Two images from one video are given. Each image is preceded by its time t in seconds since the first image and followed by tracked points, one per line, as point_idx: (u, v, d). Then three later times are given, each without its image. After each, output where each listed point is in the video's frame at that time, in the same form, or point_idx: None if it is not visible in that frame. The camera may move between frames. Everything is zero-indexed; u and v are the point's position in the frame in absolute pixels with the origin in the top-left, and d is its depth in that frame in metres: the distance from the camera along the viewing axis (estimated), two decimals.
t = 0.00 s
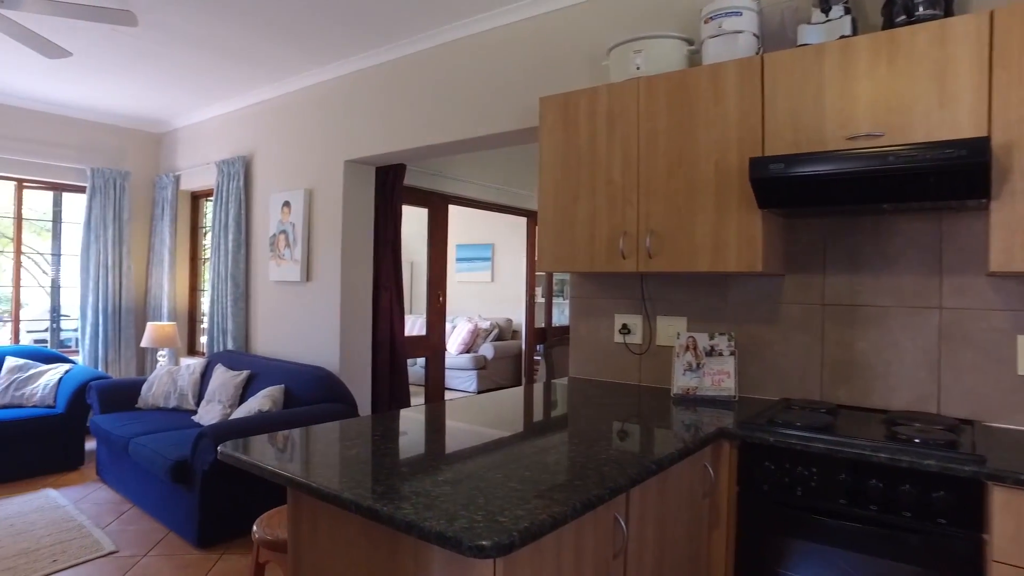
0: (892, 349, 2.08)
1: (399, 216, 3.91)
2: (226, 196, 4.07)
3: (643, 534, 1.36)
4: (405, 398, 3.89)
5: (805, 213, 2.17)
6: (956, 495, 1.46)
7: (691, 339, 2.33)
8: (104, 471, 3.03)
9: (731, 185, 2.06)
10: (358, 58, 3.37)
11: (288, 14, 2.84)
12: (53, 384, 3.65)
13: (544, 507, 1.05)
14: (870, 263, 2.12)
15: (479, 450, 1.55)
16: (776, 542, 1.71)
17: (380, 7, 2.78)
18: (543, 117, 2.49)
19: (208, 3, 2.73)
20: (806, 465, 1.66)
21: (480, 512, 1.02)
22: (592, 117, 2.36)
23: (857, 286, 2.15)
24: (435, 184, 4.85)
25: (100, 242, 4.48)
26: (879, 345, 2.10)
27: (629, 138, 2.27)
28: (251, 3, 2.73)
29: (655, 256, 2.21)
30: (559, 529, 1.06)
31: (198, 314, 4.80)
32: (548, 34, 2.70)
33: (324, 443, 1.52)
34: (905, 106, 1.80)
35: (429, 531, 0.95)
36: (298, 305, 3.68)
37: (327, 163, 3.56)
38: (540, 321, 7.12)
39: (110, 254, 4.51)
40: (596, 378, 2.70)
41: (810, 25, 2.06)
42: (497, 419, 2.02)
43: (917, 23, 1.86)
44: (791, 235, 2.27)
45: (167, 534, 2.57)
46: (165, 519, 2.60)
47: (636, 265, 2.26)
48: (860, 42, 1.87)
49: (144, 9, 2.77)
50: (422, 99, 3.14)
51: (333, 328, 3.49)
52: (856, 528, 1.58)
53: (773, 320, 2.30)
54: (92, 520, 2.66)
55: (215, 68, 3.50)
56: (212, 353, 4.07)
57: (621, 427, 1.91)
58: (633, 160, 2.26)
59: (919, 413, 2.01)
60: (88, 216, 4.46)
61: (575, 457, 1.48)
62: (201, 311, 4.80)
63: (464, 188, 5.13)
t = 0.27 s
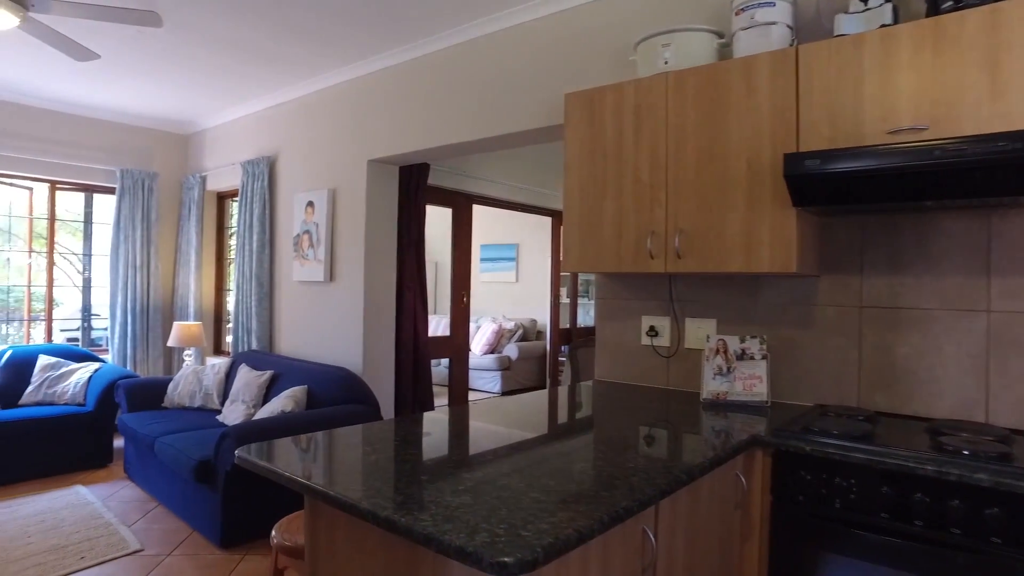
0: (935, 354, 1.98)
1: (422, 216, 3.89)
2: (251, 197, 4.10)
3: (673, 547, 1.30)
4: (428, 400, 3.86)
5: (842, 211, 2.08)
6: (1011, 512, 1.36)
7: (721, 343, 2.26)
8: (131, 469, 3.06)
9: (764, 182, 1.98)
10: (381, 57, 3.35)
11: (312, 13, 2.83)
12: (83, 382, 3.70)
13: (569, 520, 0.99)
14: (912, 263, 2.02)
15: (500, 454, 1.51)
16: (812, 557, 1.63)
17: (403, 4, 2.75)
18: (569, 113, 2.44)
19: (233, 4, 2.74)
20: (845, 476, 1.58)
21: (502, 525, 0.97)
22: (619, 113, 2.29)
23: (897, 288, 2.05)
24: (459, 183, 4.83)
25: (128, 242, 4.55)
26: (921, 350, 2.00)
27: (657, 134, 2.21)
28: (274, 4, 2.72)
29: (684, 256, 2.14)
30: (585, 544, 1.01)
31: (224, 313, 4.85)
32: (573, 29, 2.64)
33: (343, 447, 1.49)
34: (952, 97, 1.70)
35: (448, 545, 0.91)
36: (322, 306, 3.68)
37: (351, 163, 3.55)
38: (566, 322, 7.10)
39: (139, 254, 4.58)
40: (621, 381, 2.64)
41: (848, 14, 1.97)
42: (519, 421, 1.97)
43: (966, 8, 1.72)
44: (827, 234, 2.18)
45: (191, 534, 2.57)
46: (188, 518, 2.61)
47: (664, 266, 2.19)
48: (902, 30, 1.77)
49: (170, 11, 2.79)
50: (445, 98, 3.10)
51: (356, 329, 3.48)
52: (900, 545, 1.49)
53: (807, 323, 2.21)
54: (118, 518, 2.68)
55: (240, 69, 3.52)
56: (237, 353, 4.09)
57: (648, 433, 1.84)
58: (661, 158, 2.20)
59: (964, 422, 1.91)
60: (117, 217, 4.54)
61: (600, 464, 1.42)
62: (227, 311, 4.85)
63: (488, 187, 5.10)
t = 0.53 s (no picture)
0: (986, 361, 1.87)
1: (448, 216, 3.86)
2: (278, 197, 4.12)
3: (706, 565, 1.24)
4: (454, 402, 3.84)
5: (884, 210, 1.98)
6: None
7: (755, 347, 2.17)
8: (159, 467, 3.09)
9: (801, 180, 1.89)
10: (407, 55, 3.33)
11: (337, 13, 2.82)
12: (115, 381, 3.77)
13: (596, 537, 0.94)
14: (960, 265, 1.91)
15: (523, 461, 1.46)
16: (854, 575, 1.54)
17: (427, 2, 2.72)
18: (596, 111, 2.37)
19: (259, 5, 2.74)
20: (891, 491, 1.49)
21: (525, 542, 0.92)
22: (648, 109, 2.22)
23: (944, 291, 1.94)
24: (485, 183, 4.80)
25: (158, 243, 4.63)
26: (970, 356, 1.89)
27: (688, 131, 2.13)
28: (299, 3, 2.72)
29: (717, 257, 2.06)
30: (613, 564, 0.95)
31: (251, 313, 4.92)
32: (601, 25, 2.58)
33: (362, 453, 1.46)
34: (1006, 89, 1.59)
35: (469, 564, 0.86)
36: (348, 306, 3.68)
37: (377, 163, 3.55)
38: (593, 323, 7.00)
39: (168, 255, 4.65)
40: (649, 386, 2.57)
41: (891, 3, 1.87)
42: (544, 426, 1.92)
43: None
44: (867, 234, 2.08)
45: (216, 535, 2.57)
46: (215, 518, 2.61)
47: (695, 267, 2.11)
48: (952, 18, 1.67)
49: (198, 13, 2.81)
50: (471, 96, 3.07)
51: (381, 330, 3.47)
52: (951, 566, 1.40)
53: (846, 327, 2.12)
54: (146, 516, 2.70)
55: (267, 70, 3.54)
56: (263, 353, 4.12)
57: (678, 440, 1.77)
58: (692, 155, 2.12)
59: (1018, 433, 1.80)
60: (148, 218, 4.61)
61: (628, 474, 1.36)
62: (254, 310, 4.90)
63: (514, 187, 5.06)
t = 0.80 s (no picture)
0: None
1: (473, 216, 3.83)
2: (303, 197, 4.14)
3: None
4: (478, 403, 3.80)
5: (928, 208, 1.88)
6: None
7: (789, 351, 2.09)
8: (186, 466, 3.11)
9: (838, 176, 1.81)
10: (432, 53, 3.31)
11: (361, 12, 2.81)
12: (143, 380, 3.83)
13: (623, 554, 0.89)
14: (1009, 265, 1.81)
15: (546, 467, 1.41)
16: None
17: None
18: (623, 107, 2.31)
19: (284, 5, 2.74)
20: (938, 505, 1.40)
21: (548, 558, 0.87)
22: (677, 105, 2.16)
23: (992, 292, 1.84)
24: (511, 182, 4.77)
25: (186, 243, 4.69)
26: (1021, 362, 1.79)
27: (719, 126, 2.06)
28: (323, 3, 2.71)
29: (749, 257, 1.99)
30: None
31: (277, 312, 4.96)
32: (627, 19, 2.52)
33: (380, 457, 1.43)
34: None
35: None
36: (373, 307, 3.68)
37: (401, 163, 3.53)
38: (619, 324, 6.88)
39: (196, 255, 4.72)
40: (676, 390, 2.50)
41: None
42: (567, 430, 1.87)
43: None
44: (909, 233, 1.99)
45: (241, 534, 2.58)
46: (239, 518, 2.62)
47: (725, 267, 2.04)
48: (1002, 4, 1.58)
49: (224, 14, 2.82)
50: (496, 93, 3.03)
51: (405, 330, 3.46)
52: None
53: (885, 330, 2.02)
54: (172, 515, 2.72)
55: (292, 71, 3.56)
56: (289, 353, 4.14)
57: (708, 446, 1.71)
58: (723, 152, 2.05)
59: None
60: (177, 218, 4.68)
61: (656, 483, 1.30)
62: (280, 310, 4.94)
63: (540, 186, 5.02)
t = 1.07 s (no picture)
0: None
1: (501, 215, 3.79)
2: (332, 196, 4.16)
3: None
4: (506, 405, 3.76)
5: (982, 203, 1.77)
6: None
7: (831, 354, 2.00)
8: (215, 464, 3.14)
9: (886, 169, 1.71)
10: (460, 50, 3.29)
11: (388, 9, 2.80)
12: (175, 378, 3.89)
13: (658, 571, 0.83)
14: None
15: (573, 472, 1.36)
16: None
17: None
18: (656, 101, 2.24)
19: (312, 3, 2.74)
20: (998, 521, 1.30)
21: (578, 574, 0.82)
22: (712, 98, 2.08)
23: None
24: (539, 181, 4.72)
25: (218, 243, 4.76)
26: None
27: (756, 120, 1.97)
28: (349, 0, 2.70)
29: (788, 255, 1.90)
30: None
31: (306, 312, 5.00)
32: (659, 10, 2.45)
33: (400, 460, 1.38)
34: None
35: None
36: (400, 306, 3.67)
37: (429, 161, 3.52)
38: (650, 325, 6.78)
39: (227, 254, 4.78)
40: (710, 394, 2.41)
41: None
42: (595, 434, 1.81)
43: None
44: (960, 229, 1.88)
45: (268, 534, 2.58)
46: (267, 517, 2.62)
47: (763, 266, 1.95)
48: None
49: (254, 14, 2.83)
50: (524, 89, 2.99)
51: (433, 330, 3.43)
52: None
53: (933, 332, 1.92)
54: (201, 513, 2.74)
55: (320, 70, 3.56)
56: (317, 352, 4.15)
57: (744, 452, 1.63)
58: (761, 146, 1.96)
59: None
60: (208, 218, 4.74)
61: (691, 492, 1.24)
62: (309, 310, 4.98)
63: (569, 184, 4.96)
